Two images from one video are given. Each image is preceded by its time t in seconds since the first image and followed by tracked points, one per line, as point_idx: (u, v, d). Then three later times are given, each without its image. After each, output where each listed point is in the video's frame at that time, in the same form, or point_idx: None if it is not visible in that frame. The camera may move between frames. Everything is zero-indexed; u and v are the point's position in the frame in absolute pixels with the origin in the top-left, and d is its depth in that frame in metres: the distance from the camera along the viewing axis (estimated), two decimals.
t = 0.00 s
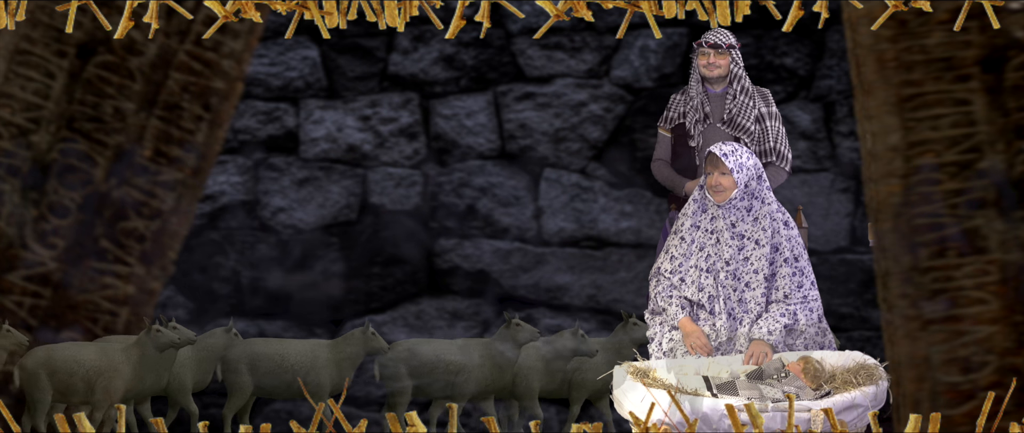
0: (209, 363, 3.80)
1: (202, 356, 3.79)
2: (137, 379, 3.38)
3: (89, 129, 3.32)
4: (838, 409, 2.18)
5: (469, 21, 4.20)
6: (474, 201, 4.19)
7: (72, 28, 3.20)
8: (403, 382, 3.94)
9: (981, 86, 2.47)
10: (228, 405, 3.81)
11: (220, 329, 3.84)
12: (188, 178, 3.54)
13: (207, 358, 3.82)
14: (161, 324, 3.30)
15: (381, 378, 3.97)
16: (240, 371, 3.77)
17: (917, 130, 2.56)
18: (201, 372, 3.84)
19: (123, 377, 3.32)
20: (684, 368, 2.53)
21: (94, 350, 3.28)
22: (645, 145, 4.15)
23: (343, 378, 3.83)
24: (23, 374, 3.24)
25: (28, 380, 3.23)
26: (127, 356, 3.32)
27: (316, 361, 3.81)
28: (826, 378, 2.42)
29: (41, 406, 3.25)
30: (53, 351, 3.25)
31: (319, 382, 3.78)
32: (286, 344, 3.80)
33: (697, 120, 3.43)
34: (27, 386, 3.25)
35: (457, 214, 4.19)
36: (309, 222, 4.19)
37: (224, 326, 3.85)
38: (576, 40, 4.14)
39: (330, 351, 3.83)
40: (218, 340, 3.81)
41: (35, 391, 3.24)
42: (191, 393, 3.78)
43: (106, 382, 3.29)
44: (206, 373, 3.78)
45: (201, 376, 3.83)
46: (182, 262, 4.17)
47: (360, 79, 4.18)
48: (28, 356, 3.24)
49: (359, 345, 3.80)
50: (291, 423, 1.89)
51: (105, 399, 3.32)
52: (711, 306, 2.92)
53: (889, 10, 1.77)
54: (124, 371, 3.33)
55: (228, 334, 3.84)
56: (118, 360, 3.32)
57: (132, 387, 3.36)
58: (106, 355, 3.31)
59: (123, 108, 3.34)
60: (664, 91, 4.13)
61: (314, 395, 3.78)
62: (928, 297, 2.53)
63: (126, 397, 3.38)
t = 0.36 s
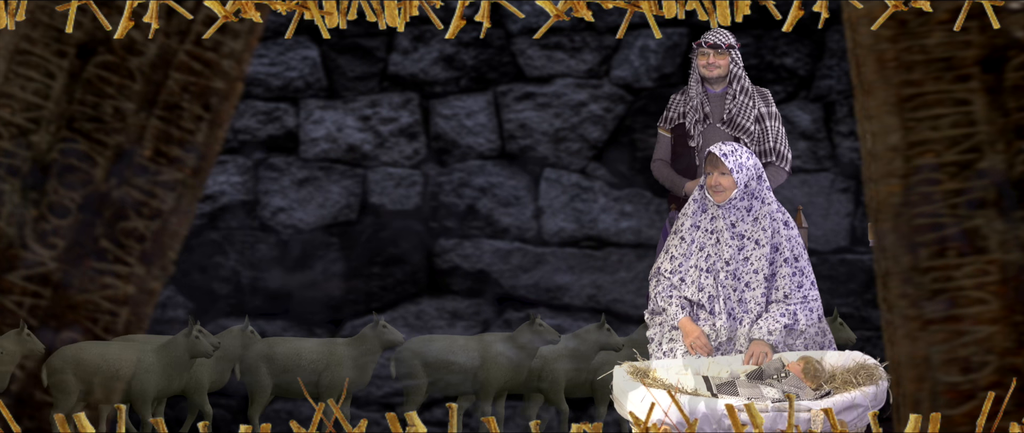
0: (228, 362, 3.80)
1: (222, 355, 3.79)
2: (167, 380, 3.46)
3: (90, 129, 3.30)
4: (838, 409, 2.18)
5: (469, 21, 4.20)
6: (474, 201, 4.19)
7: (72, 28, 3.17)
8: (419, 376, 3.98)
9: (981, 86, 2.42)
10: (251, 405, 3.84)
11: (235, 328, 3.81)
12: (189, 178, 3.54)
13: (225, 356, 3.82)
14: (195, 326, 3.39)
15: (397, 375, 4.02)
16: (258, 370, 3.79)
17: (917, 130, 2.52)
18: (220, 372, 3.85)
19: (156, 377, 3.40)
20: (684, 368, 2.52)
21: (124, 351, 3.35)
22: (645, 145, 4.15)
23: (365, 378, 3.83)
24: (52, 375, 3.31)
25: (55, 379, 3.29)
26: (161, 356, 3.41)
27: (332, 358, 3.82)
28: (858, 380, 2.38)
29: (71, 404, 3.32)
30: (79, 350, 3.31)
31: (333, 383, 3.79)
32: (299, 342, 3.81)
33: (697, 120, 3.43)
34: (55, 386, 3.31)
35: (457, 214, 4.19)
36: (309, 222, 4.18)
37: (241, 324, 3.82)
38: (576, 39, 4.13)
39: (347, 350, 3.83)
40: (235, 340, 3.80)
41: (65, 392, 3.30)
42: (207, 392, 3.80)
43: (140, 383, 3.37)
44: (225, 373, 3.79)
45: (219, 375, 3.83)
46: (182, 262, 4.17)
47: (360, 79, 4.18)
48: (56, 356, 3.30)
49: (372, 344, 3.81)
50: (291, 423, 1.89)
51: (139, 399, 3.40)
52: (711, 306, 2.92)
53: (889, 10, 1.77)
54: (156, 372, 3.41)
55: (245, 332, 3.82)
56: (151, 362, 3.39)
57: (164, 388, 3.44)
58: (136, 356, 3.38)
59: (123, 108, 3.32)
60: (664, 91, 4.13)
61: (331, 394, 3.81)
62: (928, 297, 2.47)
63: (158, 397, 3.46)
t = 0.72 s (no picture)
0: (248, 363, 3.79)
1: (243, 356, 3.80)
2: (196, 380, 3.59)
3: (89, 129, 3.28)
4: (838, 409, 2.18)
5: (469, 21, 4.20)
6: (474, 201, 4.18)
7: (72, 28, 3.15)
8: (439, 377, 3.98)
9: (981, 86, 2.42)
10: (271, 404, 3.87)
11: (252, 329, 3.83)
12: (189, 178, 3.52)
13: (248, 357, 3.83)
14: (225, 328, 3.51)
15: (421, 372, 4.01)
16: (277, 371, 3.82)
17: (917, 130, 2.52)
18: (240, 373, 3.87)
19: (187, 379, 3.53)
20: (684, 368, 2.52)
21: (159, 353, 3.49)
22: (645, 145, 4.16)
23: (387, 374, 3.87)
24: (79, 373, 3.39)
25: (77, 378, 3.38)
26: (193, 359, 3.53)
27: (350, 358, 3.85)
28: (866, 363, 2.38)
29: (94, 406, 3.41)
30: (103, 349, 3.40)
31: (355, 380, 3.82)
32: (303, 342, 3.84)
33: (697, 120, 3.43)
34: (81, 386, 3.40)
35: (457, 214, 4.19)
36: (309, 222, 4.19)
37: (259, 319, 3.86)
38: (576, 39, 4.14)
39: (366, 348, 3.87)
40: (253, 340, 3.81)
41: (92, 391, 3.40)
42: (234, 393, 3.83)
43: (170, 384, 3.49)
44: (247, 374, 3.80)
45: (241, 377, 3.84)
46: (182, 262, 4.17)
47: (360, 79, 4.18)
48: (83, 353, 3.38)
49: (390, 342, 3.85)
50: (292, 423, 1.90)
51: (170, 399, 3.53)
52: (711, 306, 2.92)
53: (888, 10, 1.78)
54: (185, 373, 3.53)
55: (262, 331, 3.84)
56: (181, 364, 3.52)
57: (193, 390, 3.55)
58: (168, 357, 3.52)
59: (123, 108, 3.29)
60: (664, 91, 4.13)
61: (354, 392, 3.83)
62: (927, 297, 2.47)
63: (187, 398, 3.58)
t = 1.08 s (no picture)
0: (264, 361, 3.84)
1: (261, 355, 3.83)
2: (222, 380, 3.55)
3: (89, 129, 3.48)
4: (838, 409, 2.18)
5: (469, 21, 4.20)
6: (474, 201, 4.18)
7: (72, 29, 3.40)
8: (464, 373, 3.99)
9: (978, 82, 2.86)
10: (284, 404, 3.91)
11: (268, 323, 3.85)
12: (189, 178, 3.63)
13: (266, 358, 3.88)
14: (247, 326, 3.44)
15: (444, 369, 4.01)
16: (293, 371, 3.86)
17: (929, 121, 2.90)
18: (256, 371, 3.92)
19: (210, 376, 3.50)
20: (684, 368, 2.53)
21: (181, 350, 3.46)
22: (645, 146, 4.15)
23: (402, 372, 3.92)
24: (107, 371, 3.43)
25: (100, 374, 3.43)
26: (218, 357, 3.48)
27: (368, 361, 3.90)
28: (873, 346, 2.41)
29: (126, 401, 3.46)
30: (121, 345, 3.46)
31: (370, 382, 3.87)
32: (307, 342, 3.89)
33: (696, 121, 3.43)
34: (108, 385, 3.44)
35: (457, 214, 4.19)
36: (309, 223, 4.19)
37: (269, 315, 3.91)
38: (576, 39, 4.14)
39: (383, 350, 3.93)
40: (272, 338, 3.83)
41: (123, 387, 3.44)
42: (251, 393, 3.90)
43: (196, 380, 3.45)
44: (264, 373, 3.83)
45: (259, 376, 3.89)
46: (182, 263, 4.17)
47: (360, 79, 4.18)
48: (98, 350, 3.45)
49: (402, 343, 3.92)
50: (291, 423, 1.89)
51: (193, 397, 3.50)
52: (711, 306, 2.92)
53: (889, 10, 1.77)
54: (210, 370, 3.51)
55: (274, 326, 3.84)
56: (206, 360, 3.49)
57: (219, 387, 3.52)
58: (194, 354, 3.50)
59: (123, 108, 3.50)
60: (664, 91, 4.13)
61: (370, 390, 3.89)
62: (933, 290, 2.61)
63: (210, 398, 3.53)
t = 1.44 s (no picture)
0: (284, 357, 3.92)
1: (282, 353, 3.89)
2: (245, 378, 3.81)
3: (90, 129, 2.89)
4: (838, 409, 2.18)
5: (469, 21, 4.20)
6: (474, 201, 4.18)
7: (71, 28, 2.80)
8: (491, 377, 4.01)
9: (981, 86, 2.17)
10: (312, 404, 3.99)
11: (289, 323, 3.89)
12: (189, 179, 3.08)
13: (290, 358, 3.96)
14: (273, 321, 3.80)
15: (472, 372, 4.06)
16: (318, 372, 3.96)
17: (917, 130, 2.26)
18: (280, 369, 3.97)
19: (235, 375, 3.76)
20: (684, 368, 2.52)
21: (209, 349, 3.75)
22: (645, 145, 4.15)
23: (426, 375, 3.99)
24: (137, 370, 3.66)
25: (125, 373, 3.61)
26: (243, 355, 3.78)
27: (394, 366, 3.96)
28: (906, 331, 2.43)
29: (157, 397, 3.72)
30: (152, 342, 3.73)
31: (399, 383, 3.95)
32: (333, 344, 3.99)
33: (697, 120, 3.43)
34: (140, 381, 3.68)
35: (457, 214, 4.19)
36: (309, 223, 4.19)
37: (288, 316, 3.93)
38: (576, 39, 4.14)
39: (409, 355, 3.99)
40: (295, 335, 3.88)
41: (152, 384, 3.70)
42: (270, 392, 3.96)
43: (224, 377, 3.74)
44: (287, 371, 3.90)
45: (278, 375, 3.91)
46: (182, 263, 4.17)
47: (360, 79, 4.18)
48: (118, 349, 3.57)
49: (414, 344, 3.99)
50: (292, 423, 1.88)
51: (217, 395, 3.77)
52: (711, 306, 2.92)
53: (889, 10, 1.78)
54: (235, 369, 3.77)
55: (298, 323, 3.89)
56: (231, 358, 3.77)
57: (242, 384, 3.79)
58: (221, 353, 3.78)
59: (124, 108, 2.88)
60: (664, 91, 4.13)
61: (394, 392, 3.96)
62: (927, 297, 2.17)
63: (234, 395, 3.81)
